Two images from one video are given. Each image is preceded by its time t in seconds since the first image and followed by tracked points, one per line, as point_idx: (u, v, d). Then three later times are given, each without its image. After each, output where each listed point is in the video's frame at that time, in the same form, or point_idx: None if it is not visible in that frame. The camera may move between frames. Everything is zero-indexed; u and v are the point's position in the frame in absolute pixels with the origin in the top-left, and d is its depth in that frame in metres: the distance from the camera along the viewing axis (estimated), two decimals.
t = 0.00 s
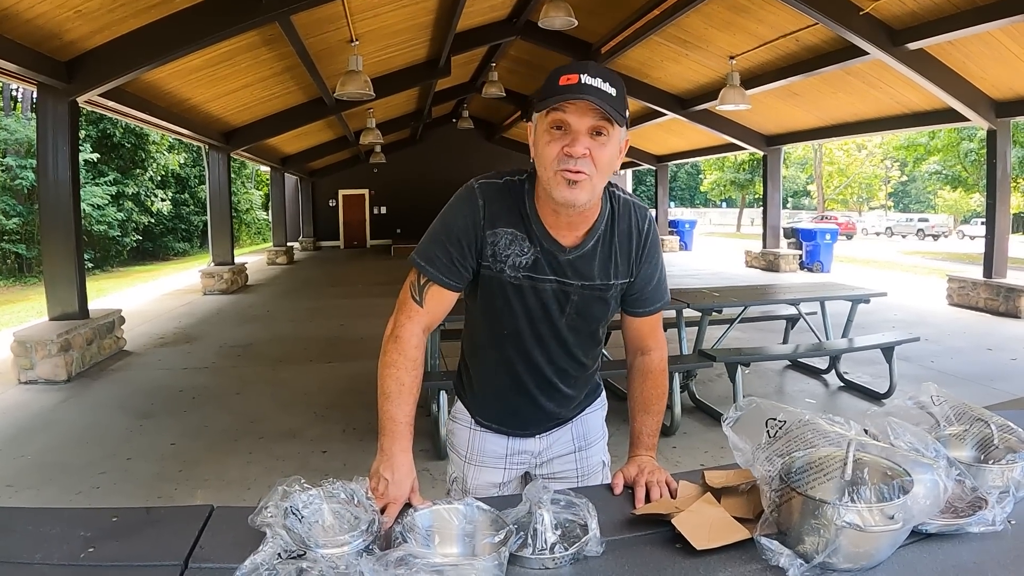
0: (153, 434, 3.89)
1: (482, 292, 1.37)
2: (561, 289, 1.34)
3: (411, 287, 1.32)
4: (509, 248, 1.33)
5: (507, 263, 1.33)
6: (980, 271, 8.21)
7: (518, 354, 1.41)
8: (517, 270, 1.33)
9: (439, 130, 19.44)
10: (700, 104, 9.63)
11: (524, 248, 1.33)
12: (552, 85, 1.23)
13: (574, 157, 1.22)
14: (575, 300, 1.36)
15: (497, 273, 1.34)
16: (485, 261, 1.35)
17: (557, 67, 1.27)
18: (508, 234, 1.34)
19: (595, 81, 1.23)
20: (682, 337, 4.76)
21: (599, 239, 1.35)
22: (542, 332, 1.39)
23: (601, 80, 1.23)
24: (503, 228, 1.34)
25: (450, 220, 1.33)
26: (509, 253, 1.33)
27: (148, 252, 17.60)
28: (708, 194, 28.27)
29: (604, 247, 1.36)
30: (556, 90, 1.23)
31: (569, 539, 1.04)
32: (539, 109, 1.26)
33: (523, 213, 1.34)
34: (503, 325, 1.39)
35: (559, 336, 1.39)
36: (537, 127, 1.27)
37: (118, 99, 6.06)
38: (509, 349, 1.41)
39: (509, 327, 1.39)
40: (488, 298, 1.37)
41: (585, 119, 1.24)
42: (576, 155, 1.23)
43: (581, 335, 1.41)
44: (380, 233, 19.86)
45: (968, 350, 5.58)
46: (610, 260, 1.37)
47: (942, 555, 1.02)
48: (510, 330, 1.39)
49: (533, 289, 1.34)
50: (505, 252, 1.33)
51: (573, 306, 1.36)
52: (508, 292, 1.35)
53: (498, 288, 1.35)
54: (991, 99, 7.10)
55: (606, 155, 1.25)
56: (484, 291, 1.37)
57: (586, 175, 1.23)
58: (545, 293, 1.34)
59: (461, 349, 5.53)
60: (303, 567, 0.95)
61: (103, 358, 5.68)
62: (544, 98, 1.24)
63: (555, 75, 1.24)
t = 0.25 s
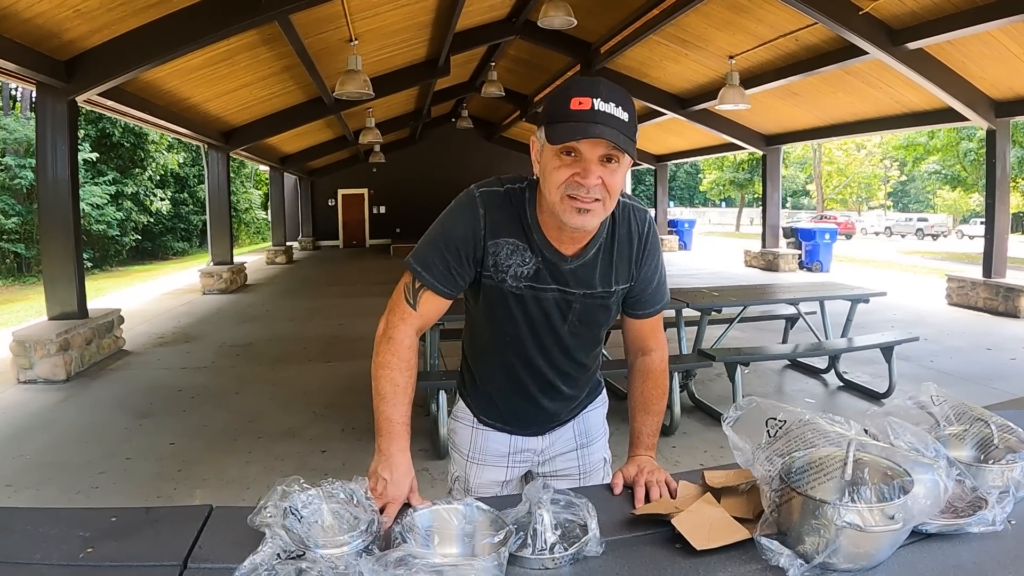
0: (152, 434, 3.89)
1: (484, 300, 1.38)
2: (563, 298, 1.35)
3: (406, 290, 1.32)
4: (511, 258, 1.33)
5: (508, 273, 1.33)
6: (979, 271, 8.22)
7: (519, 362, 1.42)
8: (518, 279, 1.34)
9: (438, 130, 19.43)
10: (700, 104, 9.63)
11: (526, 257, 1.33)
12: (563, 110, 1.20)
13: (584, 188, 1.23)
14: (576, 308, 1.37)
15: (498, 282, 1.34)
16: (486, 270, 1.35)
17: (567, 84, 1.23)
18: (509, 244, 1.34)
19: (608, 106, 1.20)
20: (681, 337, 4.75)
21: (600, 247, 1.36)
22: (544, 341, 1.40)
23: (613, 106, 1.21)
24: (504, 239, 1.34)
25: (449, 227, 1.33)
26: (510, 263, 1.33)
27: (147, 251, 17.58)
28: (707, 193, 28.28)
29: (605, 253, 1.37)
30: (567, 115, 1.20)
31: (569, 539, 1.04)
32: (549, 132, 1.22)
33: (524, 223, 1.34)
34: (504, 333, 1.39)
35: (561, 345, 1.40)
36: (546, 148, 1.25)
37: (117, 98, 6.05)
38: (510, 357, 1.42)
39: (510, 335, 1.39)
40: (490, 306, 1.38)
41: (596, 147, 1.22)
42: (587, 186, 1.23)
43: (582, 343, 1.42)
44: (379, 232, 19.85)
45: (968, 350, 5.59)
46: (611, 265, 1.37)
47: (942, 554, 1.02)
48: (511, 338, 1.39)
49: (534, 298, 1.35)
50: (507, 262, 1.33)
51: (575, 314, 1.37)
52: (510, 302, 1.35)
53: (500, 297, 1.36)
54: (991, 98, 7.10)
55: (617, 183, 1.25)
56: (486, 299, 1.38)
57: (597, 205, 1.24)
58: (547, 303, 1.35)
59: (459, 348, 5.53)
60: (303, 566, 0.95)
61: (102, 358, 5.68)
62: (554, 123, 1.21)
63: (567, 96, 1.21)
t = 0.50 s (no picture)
0: (152, 435, 3.88)
1: (481, 300, 1.38)
2: (559, 297, 1.34)
3: (404, 291, 1.32)
4: (507, 256, 1.33)
5: (504, 272, 1.33)
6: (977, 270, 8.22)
7: (516, 362, 1.42)
8: (515, 278, 1.33)
9: (437, 130, 19.43)
10: (698, 103, 9.63)
11: (522, 256, 1.33)
12: (551, 105, 1.21)
13: (571, 183, 1.22)
14: (573, 308, 1.36)
15: (495, 282, 1.34)
16: (483, 269, 1.35)
17: (557, 82, 1.24)
18: (506, 243, 1.34)
19: (596, 102, 1.20)
20: (680, 337, 4.75)
21: (597, 246, 1.35)
22: (540, 340, 1.39)
23: (600, 102, 1.21)
24: (501, 237, 1.34)
25: (446, 227, 1.33)
26: (506, 261, 1.33)
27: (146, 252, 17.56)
28: (706, 193, 28.30)
29: (602, 252, 1.36)
30: (555, 112, 1.20)
31: (568, 539, 1.04)
32: (537, 129, 1.23)
33: (520, 222, 1.34)
34: (500, 332, 1.39)
35: (557, 344, 1.39)
36: (535, 146, 1.25)
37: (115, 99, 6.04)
38: (507, 357, 1.41)
39: (507, 335, 1.39)
40: (487, 305, 1.38)
41: (583, 143, 1.21)
42: (574, 181, 1.22)
43: (579, 341, 1.41)
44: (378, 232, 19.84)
45: (966, 349, 5.59)
46: (608, 265, 1.37)
47: (941, 553, 1.02)
48: (508, 339, 1.39)
49: (531, 297, 1.34)
50: (503, 262, 1.33)
51: (572, 313, 1.36)
52: (507, 302, 1.35)
53: (497, 297, 1.36)
54: (989, 98, 7.11)
55: (606, 182, 1.24)
56: (483, 298, 1.38)
57: (584, 201, 1.23)
58: (543, 302, 1.35)
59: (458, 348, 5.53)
60: (302, 567, 0.95)
61: (101, 359, 5.67)
62: (541, 119, 1.21)
63: (555, 93, 1.22)
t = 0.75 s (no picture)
0: (151, 433, 3.88)
1: (476, 294, 1.37)
2: (553, 291, 1.34)
3: (403, 288, 1.31)
4: (502, 250, 1.33)
5: (499, 266, 1.33)
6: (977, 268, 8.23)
7: (510, 357, 1.41)
8: (509, 272, 1.33)
9: (436, 128, 19.41)
10: (698, 101, 9.62)
11: (517, 250, 1.33)
12: (537, 92, 1.21)
13: (556, 168, 1.22)
14: (567, 302, 1.35)
15: (489, 275, 1.34)
16: (477, 263, 1.34)
17: (545, 72, 1.24)
18: (501, 236, 1.33)
19: (580, 88, 1.20)
20: (679, 334, 4.75)
21: (592, 241, 1.34)
22: (534, 334, 1.38)
23: (585, 88, 1.21)
24: (496, 231, 1.34)
25: (442, 222, 1.33)
26: (501, 255, 1.33)
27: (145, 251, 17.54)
28: (705, 191, 28.31)
29: (597, 248, 1.35)
30: (540, 99, 1.21)
31: (567, 537, 1.03)
32: (524, 115, 1.23)
33: (515, 216, 1.34)
34: (495, 326, 1.39)
35: (551, 339, 1.39)
36: (523, 134, 1.26)
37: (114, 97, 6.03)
38: (501, 351, 1.41)
39: (502, 330, 1.38)
40: (481, 299, 1.37)
41: (568, 127, 1.21)
42: (559, 166, 1.22)
43: (574, 336, 1.40)
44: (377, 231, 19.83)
45: (965, 347, 5.60)
46: (603, 260, 1.36)
47: (942, 552, 1.02)
48: (502, 333, 1.39)
49: (525, 291, 1.34)
50: (497, 255, 1.33)
51: (565, 308, 1.36)
52: (500, 296, 1.35)
53: (491, 292, 1.35)
54: (988, 96, 7.10)
55: (593, 167, 1.23)
56: (477, 292, 1.37)
57: (570, 185, 1.22)
58: (537, 295, 1.34)
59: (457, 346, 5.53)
60: (301, 566, 0.94)
61: (100, 357, 5.67)
62: (527, 105, 1.22)
63: (541, 81, 1.22)
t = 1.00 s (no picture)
0: (152, 434, 3.89)
1: (475, 292, 1.38)
2: (551, 289, 1.34)
3: (405, 288, 1.32)
4: (501, 248, 1.33)
5: (498, 264, 1.33)
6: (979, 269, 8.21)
7: (509, 355, 1.41)
8: (509, 269, 1.33)
9: (437, 129, 19.43)
10: (699, 102, 9.62)
11: (516, 248, 1.33)
12: (532, 92, 1.21)
13: (553, 168, 1.22)
14: (564, 300, 1.36)
15: (489, 273, 1.34)
16: (477, 262, 1.35)
17: (538, 72, 1.24)
18: (500, 234, 1.33)
19: (575, 88, 1.20)
20: (681, 336, 4.74)
21: (590, 240, 1.34)
22: (533, 332, 1.38)
23: (579, 87, 1.20)
24: (495, 230, 1.34)
25: (442, 221, 1.33)
26: (501, 253, 1.33)
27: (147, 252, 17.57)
28: (707, 192, 28.30)
29: (595, 247, 1.35)
30: (534, 99, 1.21)
31: (570, 540, 1.03)
32: (519, 116, 1.23)
33: (513, 215, 1.34)
34: (494, 325, 1.39)
35: (549, 337, 1.39)
36: (519, 134, 1.26)
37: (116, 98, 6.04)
38: (500, 350, 1.41)
39: (501, 329, 1.39)
40: (481, 297, 1.38)
41: (563, 127, 1.21)
42: (556, 166, 1.22)
43: (572, 335, 1.40)
44: (378, 232, 19.85)
45: (967, 347, 5.59)
46: (601, 258, 1.36)
47: (944, 554, 1.02)
48: (501, 332, 1.39)
49: (524, 290, 1.34)
50: (497, 253, 1.33)
51: (563, 306, 1.36)
52: (499, 294, 1.35)
53: (491, 290, 1.36)
54: (990, 96, 7.10)
55: (590, 163, 1.23)
56: (477, 290, 1.38)
57: (567, 184, 1.23)
58: (536, 294, 1.34)
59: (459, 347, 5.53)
60: (303, 568, 0.94)
61: (102, 358, 5.67)
62: (522, 107, 1.22)
63: (535, 82, 1.22)
